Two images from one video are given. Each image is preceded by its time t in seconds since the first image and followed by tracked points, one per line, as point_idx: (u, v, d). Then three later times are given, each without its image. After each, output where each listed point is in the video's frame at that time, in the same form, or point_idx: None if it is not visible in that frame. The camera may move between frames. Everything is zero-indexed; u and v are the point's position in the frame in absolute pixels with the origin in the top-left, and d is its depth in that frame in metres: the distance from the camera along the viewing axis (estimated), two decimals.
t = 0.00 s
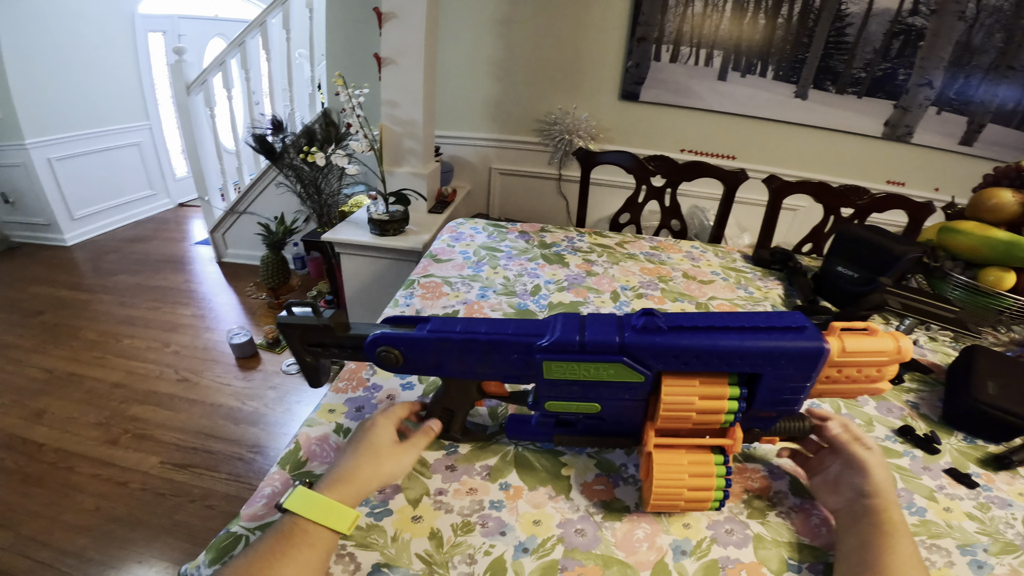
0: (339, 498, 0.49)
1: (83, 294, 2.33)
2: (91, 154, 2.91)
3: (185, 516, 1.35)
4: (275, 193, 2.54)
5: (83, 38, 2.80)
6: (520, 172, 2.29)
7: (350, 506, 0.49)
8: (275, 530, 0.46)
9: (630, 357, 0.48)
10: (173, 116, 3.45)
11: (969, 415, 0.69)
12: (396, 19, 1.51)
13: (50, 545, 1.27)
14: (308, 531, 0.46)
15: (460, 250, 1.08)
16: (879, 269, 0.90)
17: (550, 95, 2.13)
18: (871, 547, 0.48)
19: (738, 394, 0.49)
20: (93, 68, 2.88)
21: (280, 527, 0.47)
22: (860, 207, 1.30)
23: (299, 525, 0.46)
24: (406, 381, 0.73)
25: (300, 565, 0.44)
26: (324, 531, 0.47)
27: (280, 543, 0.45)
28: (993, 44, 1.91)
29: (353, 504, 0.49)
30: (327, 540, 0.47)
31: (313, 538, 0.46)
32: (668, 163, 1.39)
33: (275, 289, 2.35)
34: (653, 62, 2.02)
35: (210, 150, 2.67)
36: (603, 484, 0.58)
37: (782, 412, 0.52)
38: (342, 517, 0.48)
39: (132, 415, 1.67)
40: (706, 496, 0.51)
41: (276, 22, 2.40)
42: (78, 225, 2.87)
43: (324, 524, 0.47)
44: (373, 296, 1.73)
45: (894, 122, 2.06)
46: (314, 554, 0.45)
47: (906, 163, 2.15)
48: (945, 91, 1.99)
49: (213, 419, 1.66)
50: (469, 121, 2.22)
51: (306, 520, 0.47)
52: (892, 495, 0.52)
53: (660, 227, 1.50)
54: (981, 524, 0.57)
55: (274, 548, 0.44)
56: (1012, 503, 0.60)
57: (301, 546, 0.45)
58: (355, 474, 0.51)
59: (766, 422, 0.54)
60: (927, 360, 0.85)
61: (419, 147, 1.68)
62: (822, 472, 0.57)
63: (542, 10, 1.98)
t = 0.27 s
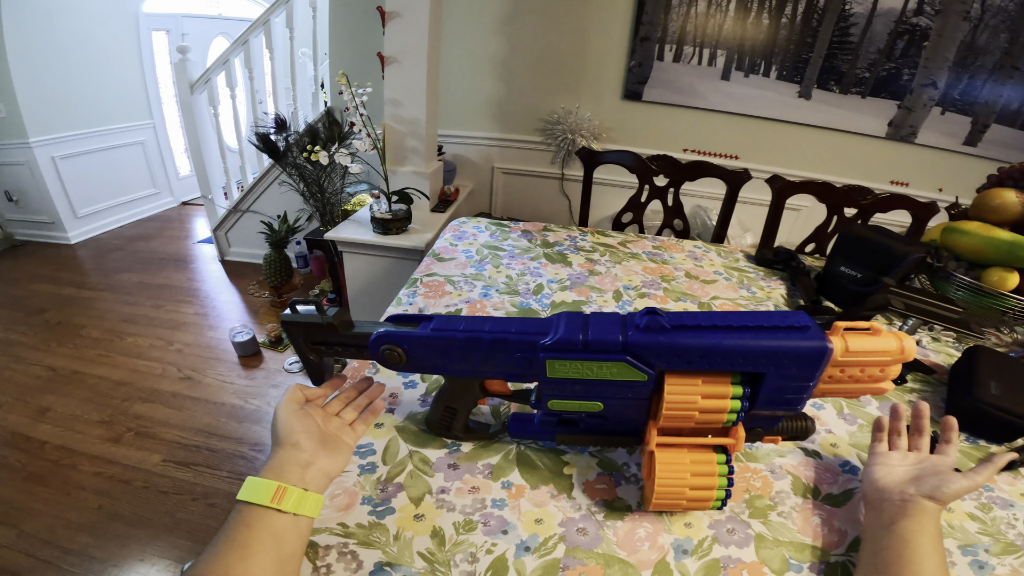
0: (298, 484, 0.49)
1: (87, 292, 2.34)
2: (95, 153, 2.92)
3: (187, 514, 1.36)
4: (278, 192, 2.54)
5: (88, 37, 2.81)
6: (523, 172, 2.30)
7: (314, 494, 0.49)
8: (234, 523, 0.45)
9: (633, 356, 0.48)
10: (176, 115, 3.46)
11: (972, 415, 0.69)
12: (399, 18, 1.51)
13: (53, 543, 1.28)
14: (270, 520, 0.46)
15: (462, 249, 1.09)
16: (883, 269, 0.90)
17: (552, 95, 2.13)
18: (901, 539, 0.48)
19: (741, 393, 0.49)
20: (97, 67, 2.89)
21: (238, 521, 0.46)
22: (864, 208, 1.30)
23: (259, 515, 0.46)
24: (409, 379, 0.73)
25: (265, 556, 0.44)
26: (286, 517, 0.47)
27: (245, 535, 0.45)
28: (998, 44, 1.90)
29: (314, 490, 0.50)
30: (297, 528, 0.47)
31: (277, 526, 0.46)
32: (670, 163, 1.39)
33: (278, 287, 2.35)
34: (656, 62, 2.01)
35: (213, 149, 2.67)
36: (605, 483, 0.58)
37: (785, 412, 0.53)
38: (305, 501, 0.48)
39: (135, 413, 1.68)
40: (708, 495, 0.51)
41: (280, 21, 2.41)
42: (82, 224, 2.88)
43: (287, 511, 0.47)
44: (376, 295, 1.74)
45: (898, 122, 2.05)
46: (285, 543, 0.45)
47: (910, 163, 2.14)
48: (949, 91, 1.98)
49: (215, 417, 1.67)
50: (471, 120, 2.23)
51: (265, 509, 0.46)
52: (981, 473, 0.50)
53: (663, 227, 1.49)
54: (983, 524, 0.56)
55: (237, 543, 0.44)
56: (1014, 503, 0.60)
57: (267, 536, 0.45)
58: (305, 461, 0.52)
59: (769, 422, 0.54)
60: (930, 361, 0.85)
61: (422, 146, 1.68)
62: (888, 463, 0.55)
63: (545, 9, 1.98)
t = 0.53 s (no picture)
0: (335, 498, 0.52)
1: (87, 291, 2.34)
2: (95, 152, 2.92)
3: (186, 514, 1.36)
4: (277, 191, 2.54)
5: (88, 36, 2.81)
6: (523, 171, 2.29)
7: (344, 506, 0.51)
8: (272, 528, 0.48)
9: (632, 356, 0.48)
10: (176, 115, 3.46)
11: (973, 416, 0.69)
12: (398, 17, 1.51)
13: (52, 543, 1.27)
14: (306, 530, 0.48)
15: (462, 249, 1.08)
16: (883, 269, 0.90)
17: (552, 94, 2.13)
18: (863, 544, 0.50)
19: (741, 394, 0.49)
20: (97, 66, 2.89)
21: (277, 525, 0.48)
22: (864, 207, 1.29)
23: (297, 525, 0.48)
24: (408, 380, 0.73)
25: (297, 561, 0.45)
26: (319, 529, 0.49)
27: (279, 541, 0.46)
28: (999, 43, 1.89)
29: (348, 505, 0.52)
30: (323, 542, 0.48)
31: (310, 537, 0.48)
32: (670, 163, 1.38)
33: (278, 287, 2.35)
34: (656, 61, 2.01)
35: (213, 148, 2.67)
36: (605, 484, 0.58)
37: (785, 412, 0.52)
38: (338, 516, 0.50)
39: (134, 412, 1.67)
40: (708, 496, 0.51)
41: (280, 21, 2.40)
42: (82, 223, 2.88)
43: (322, 524, 0.49)
44: (375, 294, 1.73)
45: (899, 122, 2.05)
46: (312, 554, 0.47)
47: (910, 163, 2.13)
48: (950, 91, 1.98)
49: (215, 417, 1.67)
50: (471, 120, 2.22)
51: (305, 520, 0.49)
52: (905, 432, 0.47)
53: (663, 227, 1.49)
54: (984, 526, 0.56)
55: (271, 544, 0.46)
56: (1015, 505, 0.60)
57: (300, 544, 0.47)
58: (346, 476, 0.54)
59: (768, 423, 0.54)
60: (931, 361, 0.85)
61: (421, 146, 1.68)
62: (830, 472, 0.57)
63: (545, 8, 1.98)
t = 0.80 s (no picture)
0: (330, 498, 0.50)
1: (83, 290, 2.33)
2: (92, 150, 2.90)
3: (182, 513, 1.35)
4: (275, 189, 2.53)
5: (84, 34, 2.80)
6: (521, 170, 2.29)
7: (339, 507, 0.50)
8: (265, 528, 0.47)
9: (627, 353, 0.48)
10: (173, 114, 3.45)
11: (970, 415, 0.68)
12: (396, 15, 1.50)
13: (47, 543, 1.27)
14: (300, 529, 0.47)
15: (458, 247, 1.08)
16: (881, 268, 0.90)
17: (550, 93, 2.13)
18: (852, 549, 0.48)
19: (737, 390, 0.49)
20: (94, 64, 2.88)
21: (271, 524, 0.47)
22: (862, 206, 1.29)
23: (291, 524, 0.47)
24: (403, 378, 0.72)
25: (291, 561, 0.45)
26: (315, 529, 0.47)
27: (271, 541, 0.46)
28: (996, 43, 1.90)
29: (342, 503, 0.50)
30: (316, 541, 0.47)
31: (303, 536, 0.47)
32: (668, 160, 1.38)
33: (275, 286, 2.34)
34: (655, 60, 2.01)
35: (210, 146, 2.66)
36: (601, 484, 0.58)
37: (781, 409, 0.52)
38: (333, 517, 0.49)
39: (130, 411, 1.67)
40: (704, 494, 0.51)
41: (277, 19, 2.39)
42: (78, 222, 2.87)
43: (316, 524, 0.48)
44: (372, 293, 1.73)
45: (897, 121, 2.05)
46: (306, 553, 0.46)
47: (908, 162, 2.14)
48: (947, 90, 1.98)
49: (211, 416, 1.66)
50: (469, 118, 2.22)
51: (299, 519, 0.47)
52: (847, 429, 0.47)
53: (660, 225, 1.49)
54: (981, 525, 0.56)
55: (265, 545, 0.45)
56: (1012, 504, 0.59)
57: (292, 544, 0.46)
58: (343, 476, 0.52)
59: (764, 420, 0.54)
60: (928, 360, 0.85)
61: (419, 144, 1.68)
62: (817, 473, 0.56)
63: (543, 6, 1.97)
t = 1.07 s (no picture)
0: (331, 497, 0.50)
1: (84, 289, 2.34)
2: (93, 150, 2.91)
3: (183, 513, 1.35)
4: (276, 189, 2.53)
5: (87, 34, 2.80)
6: (522, 170, 2.29)
7: (340, 506, 0.50)
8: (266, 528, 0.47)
9: (629, 353, 0.48)
10: (175, 113, 3.45)
11: (971, 416, 0.69)
12: (397, 15, 1.50)
13: (49, 542, 1.27)
14: (301, 528, 0.47)
15: (460, 247, 1.08)
16: (882, 268, 0.90)
17: (552, 93, 2.13)
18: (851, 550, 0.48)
19: (738, 390, 0.49)
20: (96, 64, 2.88)
21: (273, 524, 0.47)
22: (863, 207, 1.29)
23: (292, 523, 0.47)
24: (404, 378, 0.72)
25: (293, 561, 0.45)
26: (317, 529, 0.48)
27: (272, 540, 0.46)
28: (998, 43, 1.89)
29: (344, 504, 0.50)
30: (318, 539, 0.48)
31: (305, 535, 0.47)
32: (669, 161, 1.38)
33: (276, 285, 2.35)
34: (656, 60, 2.01)
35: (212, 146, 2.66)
36: (601, 484, 0.58)
37: (781, 409, 0.52)
38: (334, 517, 0.49)
39: (132, 411, 1.67)
40: (704, 494, 0.51)
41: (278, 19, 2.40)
42: (80, 221, 2.87)
43: (317, 523, 0.48)
44: (374, 292, 1.73)
45: (898, 121, 2.05)
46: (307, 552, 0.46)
47: (909, 163, 2.13)
48: (949, 90, 1.97)
49: (212, 415, 1.66)
50: (470, 118, 2.22)
51: (300, 519, 0.48)
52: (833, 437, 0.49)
53: (662, 225, 1.49)
54: (982, 526, 0.56)
55: (267, 545, 0.45)
56: (1013, 505, 0.59)
57: (293, 543, 0.46)
58: (345, 475, 0.52)
59: (765, 421, 0.54)
60: (929, 360, 0.85)
61: (420, 144, 1.68)
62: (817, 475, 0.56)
63: (544, 6, 1.97)
